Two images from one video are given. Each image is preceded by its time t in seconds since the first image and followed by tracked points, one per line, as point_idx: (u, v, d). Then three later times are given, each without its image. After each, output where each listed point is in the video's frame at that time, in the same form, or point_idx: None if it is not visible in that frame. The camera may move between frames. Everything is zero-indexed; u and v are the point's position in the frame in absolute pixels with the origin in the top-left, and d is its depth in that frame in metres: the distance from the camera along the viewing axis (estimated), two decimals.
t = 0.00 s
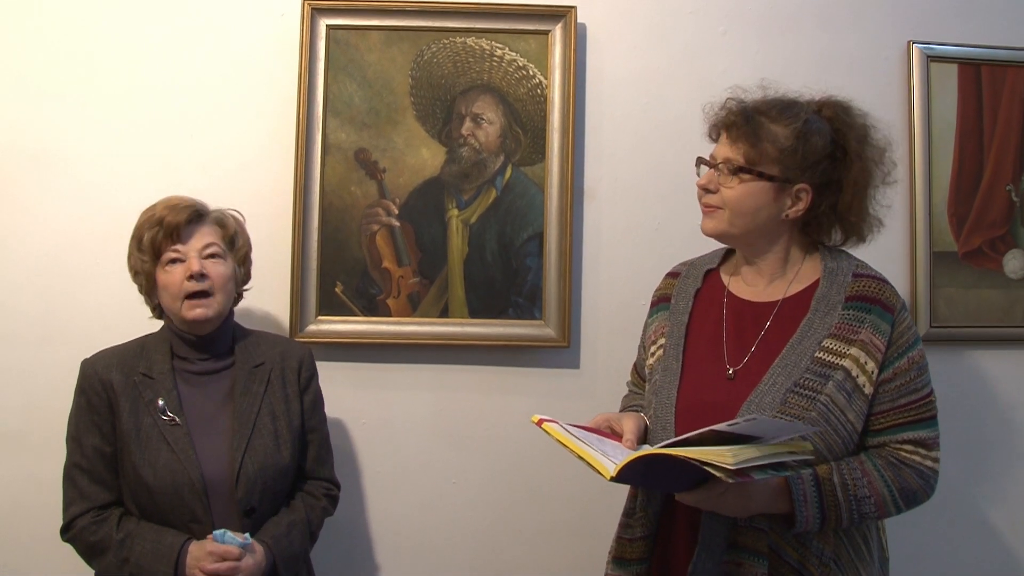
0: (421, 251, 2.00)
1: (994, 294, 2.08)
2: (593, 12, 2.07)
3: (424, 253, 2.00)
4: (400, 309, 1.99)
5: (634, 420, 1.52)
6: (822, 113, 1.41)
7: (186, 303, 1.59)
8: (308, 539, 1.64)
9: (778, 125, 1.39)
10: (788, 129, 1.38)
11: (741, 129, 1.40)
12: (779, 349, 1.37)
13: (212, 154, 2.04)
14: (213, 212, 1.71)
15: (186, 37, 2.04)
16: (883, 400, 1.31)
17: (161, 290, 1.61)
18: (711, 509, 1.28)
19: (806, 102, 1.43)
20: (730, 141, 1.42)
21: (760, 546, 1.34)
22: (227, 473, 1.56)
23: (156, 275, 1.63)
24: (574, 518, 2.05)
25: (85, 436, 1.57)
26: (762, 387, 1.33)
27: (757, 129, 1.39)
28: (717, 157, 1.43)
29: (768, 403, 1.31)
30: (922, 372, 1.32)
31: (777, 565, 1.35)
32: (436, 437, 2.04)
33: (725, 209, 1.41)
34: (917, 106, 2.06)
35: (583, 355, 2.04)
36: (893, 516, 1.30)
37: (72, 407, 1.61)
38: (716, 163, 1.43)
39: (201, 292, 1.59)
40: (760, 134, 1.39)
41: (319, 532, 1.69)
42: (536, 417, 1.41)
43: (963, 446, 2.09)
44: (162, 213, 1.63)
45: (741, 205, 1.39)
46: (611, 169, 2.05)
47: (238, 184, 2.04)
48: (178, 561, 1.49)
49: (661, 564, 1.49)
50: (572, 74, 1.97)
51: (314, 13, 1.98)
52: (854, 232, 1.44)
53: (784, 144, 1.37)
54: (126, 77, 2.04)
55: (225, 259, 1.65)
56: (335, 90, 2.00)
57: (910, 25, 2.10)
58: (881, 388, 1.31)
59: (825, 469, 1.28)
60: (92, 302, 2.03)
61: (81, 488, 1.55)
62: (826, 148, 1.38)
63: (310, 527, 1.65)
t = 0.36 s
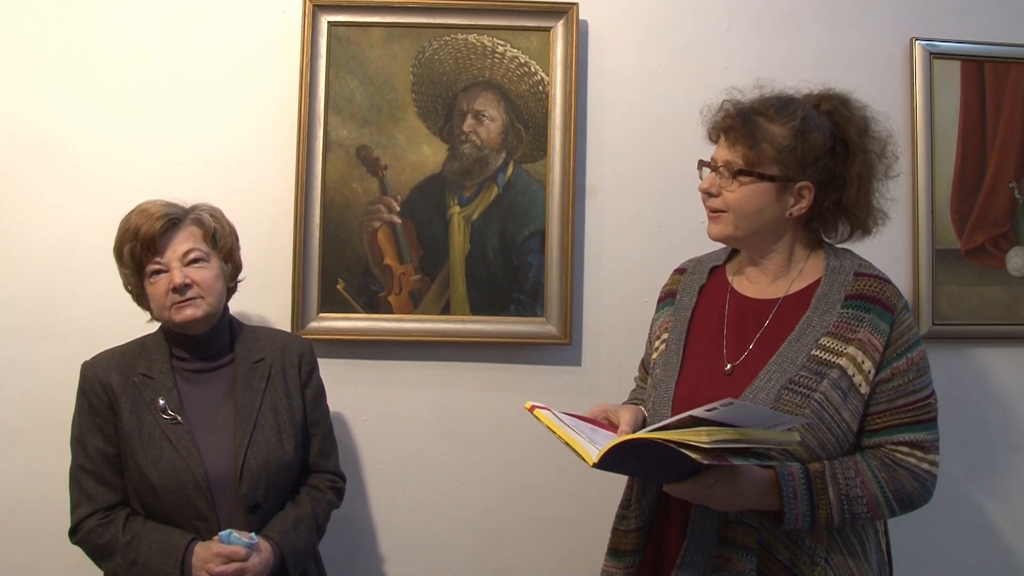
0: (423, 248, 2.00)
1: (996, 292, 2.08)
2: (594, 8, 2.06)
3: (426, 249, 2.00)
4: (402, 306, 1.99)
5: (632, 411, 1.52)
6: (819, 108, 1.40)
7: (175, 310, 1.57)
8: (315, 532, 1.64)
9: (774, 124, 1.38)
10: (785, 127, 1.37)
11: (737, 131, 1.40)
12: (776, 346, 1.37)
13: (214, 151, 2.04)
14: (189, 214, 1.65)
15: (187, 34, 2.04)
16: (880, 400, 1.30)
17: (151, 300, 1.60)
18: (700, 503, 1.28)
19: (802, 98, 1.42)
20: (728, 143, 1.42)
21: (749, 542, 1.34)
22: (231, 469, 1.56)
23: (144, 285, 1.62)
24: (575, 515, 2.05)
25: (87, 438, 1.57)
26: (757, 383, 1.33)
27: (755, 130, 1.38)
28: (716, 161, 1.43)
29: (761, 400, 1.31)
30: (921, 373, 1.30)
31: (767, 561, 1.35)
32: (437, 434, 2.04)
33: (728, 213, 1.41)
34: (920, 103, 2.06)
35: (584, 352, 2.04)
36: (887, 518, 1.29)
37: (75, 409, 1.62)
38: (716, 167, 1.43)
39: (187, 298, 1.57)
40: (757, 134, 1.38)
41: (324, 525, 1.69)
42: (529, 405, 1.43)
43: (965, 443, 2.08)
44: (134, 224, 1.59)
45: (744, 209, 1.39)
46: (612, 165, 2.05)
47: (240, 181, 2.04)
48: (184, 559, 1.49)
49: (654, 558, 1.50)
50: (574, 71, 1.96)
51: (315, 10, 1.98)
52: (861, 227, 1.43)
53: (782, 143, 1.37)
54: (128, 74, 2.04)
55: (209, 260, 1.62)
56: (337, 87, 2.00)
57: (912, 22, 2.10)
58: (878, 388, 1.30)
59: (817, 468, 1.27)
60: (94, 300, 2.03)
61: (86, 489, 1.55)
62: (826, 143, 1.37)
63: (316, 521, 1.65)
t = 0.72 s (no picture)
0: (426, 246, 1.99)
1: (1000, 290, 2.07)
2: (598, 5, 2.06)
3: (429, 246, 1.99)
4: (405, 303, 1.99)
5: (632, 407, 1.52)
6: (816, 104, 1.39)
7: (177, 309, 1.57)
8: (316, 530, 1.64)
9: (772, 123, 1.37)
10: (783, 125, 1.36)
11: (735, 130, 1.39)
12: (774, 344, 1.36)
13: (217, 149, 2.04)
14: (193, 211, 1.65)
15: (190, 31, 2.04)
16: (877, 399, 1.29)
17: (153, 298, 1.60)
18: (695, 499, 1.28)
19: (800, 94, 1.40)
20: (727, 142, 1.41)
21: (745, 539, 1.34)
22: (233, 468, 1.56)
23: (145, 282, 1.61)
24: (579, 513, 2.05)
25: (87, 436, 1.56)
26: (754, 381, 1.33)
27: (753, 129, 1.37)
28: (716, 161, 1.42)
29: (758, 398, 1.31)
30: (920, 371, 1.29)
31: (763, 560, 1.34)
32: (439, 431, 2.04)
33: (728, 212, 1.41)
34: (923, 100, 2.05)
35: (587, 349, 2.04)
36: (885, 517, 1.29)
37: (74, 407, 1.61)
38: (716, 167, 1.42)
39: (189, 298, 1.57)
40: (755, 134, 1.37)
41: (326, 523, 1.69)
42: (526, 401, 1.42)
43: (967, 441, 2.08)
44: (138, 222, 1.57)
45: (744, 209, 1.39)
46: (616, 162, 2.05)
47: (243, 178, 2.04)
48: (186, 560, 1.48)
49: (653, 555, 1.49)
50: (577, 68, 1.96)
51: (319, 7, 1.98)
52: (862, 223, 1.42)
53: (781, 142, 1.35)
54: (131, 71, 2.03)
55: (212, 260, 1.62)
56: (340, 84, 1.99)
57: (916, 19, 2.09)
58: (875, 386, 1.29)
59: (813, 466, 1.27)
60: (96, 297, 2.03)
61: (86, 488, 1.55)
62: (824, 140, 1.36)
63: (318, 519, 1.65)
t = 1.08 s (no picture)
0: (427, 244, 1.99)
1: (1002, 287, 2.07)
2: (599, 3, 2.06)
3: (431, 244, 1.99)
4: (406, 301, 1.99)
5: (634, 404, 1.52)
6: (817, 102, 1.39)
7: (176, 299, 1.57)
8: (316, 528, 1.64)
9: (773, 120, 1.37)
10: (784, 122, 1.36)
11: (736, 126, 1.39)
12: (775, 341, 1.36)
13: (219, 147, 2.04)
14: (189, 204, 1.67)
15: (192, 29, 2.04)
16: (879, 396, 1.29)
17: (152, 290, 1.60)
18: (697, 496, 1.28)
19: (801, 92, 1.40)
20: (728, 138, 1.41)
21: (746, 536, 1.33)
22: (236, 465, 1.56)
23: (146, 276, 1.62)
24: (580, 511, 2.05)
25: (89, 432, 1.56)
26: (755, 378, 1.33)
27: (754, 126, 1.37)
28: (717, 157, 1.42)
29: (759, 395, 1.30)
30: (921, 368, 1.29)
31: (764, 557, 1.34)
32: (442, 429, 2.04)
33: (729, 208, 1.41)
34: (926, 98, 2.05)
35: (589, 347, 2.03)
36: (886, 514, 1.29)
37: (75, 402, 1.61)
38: (717, 163, 1.42)
39: (188, 287, 1.58)
40: (756, 129, 1.37)
41: (325, 521, 1.69)
42: (529, 399, 1.41)
43: (968, 439, 2.08)
44: (135, 215, 1.60)
45: (744, 205, 1.39)
46: (618, 160, 2.04)
47: (245, 176, 2.04)
48: (190, 555, 1.48)
49: (654, 552, 1.49)
50: (578, 66, 1.96)
51: (321, 5, 1.98)
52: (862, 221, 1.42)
53: (782, 139, 1.35)
54: (133, 70, 2.04)
55: (208, 249, 1.62)
56: (341, 82, 1.99)
57: (918, 15, 2.09)
58: (877, 383, 1.29)
59: (814, 463, 1.27)
60: (97, 294, 2.03)
61: (88, 483, 1.55)
62: (824, 138, 1.37)
63: (317, 518, 1.65)
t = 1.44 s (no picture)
0: (427, 243, 1.99)
1: (1002, 286, 2.07)
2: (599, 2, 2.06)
3: (430, 244, 1.99)
4: (406, 301, 1.99)
5: (634, 405, 1.52)
6: (783, 102, 1.36)
7: (184, 308, 1.57)
8: (312, 528, 1.64)
9: (744, 140, 1.34)
10: (756, 139, 1.34)
11: (711, 157, 1.37)
12: (777, 341, 1.36)
13: (218, 145, 2.04)
14: (200, 209, 1.65)
15: (191, 28, 2.04)
16: (880, 395, 1.29)
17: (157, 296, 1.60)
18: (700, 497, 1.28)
19: (762, 97, 1.37)
20: (706, 170, 1.39)
21: (748, 534, 1.32)
22: (232, 465, 1.56)
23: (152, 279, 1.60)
24: (580, 510, 2.05)
25: (86, 431, 1.56)
26: (757, 378, 1.33)
27: (728, 152, 1.35)
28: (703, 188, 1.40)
29: (762, 394, 1.31)
30: (921, 368, 1.29)
31: (767, 554, 1.34)
32: (442, 428, 2.04)
33: (728, 234, 1.40)
34: (925, 96, 2.05)
35: (589, 346, 2.04)
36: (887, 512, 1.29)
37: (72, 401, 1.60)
38: (705, 194, 1.41)
39: (197, 297, 1.58)
40: (731, 156, 1.35)
41: (322, 520, 1.69)
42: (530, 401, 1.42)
43: (967, 438, 2.08)
44: (148, 220, 1.57)
45: (743, 229, 1.38)
46: (618, 159, 2.05)
47: (244, 175, 2.04)
48: (186, 554, 1.48)
49: (655, 552, 1.49)
50: (577, 65, 1.96)
51: (320, 4, 1.98)
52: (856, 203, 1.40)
53: (760, 158, 1.33)
54: (132, 69, 2.03)
55: (218, 259, 1.63)
56: (341, 81, 1.99)
57: (918, 14, 2.09)
58: (878, 382, 1.29)
59: (817, 462, 1.27)
60: (96, 294, 2.03)
61: (85, 483, 1.55)
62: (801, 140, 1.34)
63: (314, 518, 1.66)
